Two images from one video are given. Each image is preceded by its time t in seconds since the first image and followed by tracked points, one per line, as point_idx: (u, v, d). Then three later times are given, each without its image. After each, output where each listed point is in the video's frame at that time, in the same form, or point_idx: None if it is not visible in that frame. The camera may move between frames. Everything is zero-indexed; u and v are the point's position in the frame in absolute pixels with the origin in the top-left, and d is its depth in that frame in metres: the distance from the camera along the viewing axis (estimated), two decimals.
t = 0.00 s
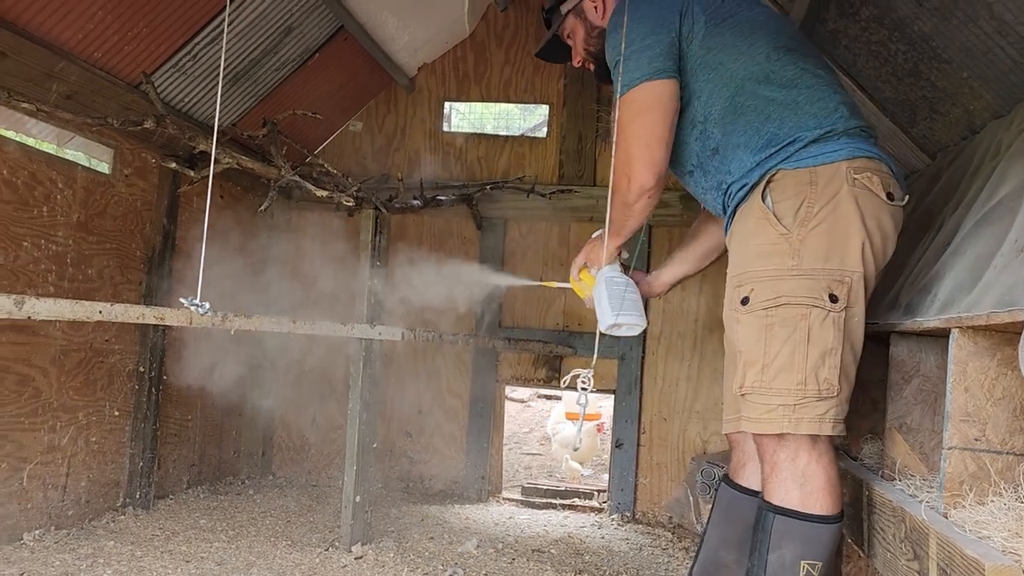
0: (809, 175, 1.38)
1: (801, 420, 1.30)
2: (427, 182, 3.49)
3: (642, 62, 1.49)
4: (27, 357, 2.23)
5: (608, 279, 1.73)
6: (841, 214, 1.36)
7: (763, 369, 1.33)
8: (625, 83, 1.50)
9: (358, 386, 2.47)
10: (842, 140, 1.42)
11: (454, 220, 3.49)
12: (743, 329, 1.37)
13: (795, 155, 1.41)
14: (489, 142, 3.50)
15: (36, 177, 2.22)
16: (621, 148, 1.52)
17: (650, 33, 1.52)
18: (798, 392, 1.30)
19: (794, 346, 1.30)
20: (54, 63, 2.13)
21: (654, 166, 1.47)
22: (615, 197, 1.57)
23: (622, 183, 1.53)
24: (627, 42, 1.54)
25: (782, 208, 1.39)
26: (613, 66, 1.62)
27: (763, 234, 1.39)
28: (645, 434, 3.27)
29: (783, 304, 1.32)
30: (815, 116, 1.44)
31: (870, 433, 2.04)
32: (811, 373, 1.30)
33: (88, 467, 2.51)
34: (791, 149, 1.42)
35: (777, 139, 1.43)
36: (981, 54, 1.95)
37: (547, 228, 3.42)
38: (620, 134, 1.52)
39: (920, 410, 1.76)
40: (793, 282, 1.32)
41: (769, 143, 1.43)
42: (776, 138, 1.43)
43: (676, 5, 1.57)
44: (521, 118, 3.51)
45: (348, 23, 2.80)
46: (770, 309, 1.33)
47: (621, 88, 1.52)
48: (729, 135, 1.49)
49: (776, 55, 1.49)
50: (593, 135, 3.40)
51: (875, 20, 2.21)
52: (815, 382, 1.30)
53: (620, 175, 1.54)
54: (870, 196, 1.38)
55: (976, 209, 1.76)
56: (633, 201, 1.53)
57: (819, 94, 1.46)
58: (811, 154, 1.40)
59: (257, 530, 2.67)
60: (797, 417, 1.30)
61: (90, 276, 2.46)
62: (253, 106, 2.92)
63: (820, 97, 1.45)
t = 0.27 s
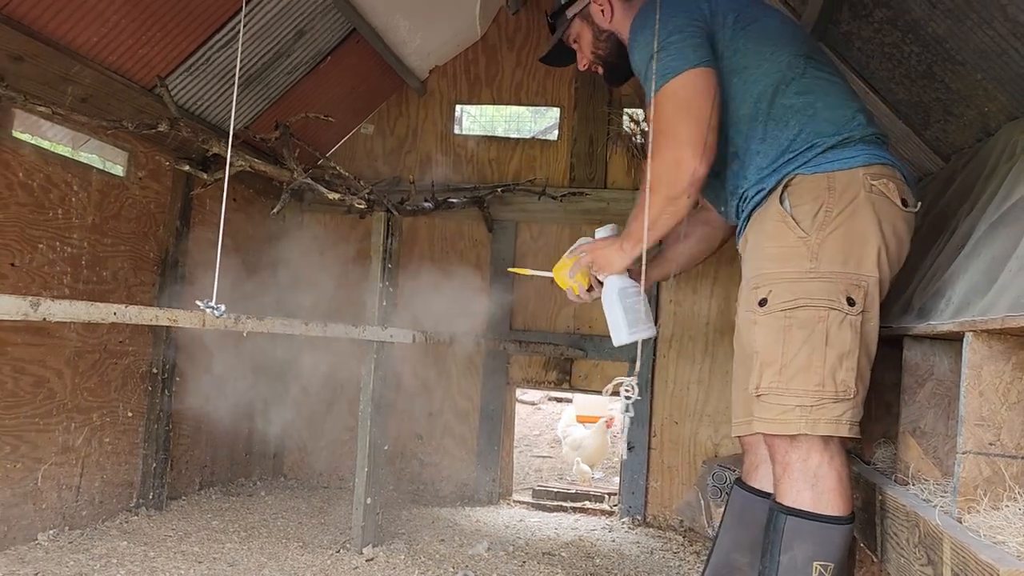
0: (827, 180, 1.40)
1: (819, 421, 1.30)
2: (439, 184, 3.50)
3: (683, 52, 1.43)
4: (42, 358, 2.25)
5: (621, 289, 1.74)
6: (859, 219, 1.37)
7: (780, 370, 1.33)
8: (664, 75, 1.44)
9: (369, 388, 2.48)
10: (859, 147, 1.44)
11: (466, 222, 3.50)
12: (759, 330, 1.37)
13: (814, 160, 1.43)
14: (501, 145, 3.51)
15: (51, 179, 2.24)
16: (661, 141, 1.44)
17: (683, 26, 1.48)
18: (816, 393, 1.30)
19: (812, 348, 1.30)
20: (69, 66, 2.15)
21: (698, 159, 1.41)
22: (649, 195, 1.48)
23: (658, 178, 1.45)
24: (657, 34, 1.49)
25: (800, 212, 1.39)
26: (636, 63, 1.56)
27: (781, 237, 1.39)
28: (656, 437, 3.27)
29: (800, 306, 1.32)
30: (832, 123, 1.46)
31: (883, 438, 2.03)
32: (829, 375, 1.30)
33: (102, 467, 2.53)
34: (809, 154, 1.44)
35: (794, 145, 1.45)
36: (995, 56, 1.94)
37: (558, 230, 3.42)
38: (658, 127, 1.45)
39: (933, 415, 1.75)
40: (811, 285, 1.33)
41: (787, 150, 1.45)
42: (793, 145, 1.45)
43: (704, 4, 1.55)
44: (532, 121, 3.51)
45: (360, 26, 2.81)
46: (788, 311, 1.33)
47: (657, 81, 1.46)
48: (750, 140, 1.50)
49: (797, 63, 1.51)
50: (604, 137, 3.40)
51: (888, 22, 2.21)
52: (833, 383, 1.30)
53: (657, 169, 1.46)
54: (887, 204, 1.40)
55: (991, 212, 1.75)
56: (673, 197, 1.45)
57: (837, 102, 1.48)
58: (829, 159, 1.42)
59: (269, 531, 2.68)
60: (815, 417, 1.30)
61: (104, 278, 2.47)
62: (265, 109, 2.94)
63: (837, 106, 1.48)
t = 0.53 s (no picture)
0: (865, 187, 1.41)
1: (854, 426, 1.30)
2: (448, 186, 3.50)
3: (748, 37, 1.35)
4: (53, 360, 2.26)
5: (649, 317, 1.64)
6: (897, 227, 1.39)
7: (817, 374, 1.32)
8: (729, 59, 1.34)
9: (378, 390, 2.48)
10: (893, 156, 1.47)
11: (474, 224, 3.50)
12: (794, 334, 1.35)
13: (852, 167, 1.45)
14: (509, 146, 3.51)
15: (62, 182, 2.25)
16: (727, 128, 1.32)
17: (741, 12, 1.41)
18: (853, 399, 1.30)
19: (850, 355, 1.30)
20: (79, 70, 2.16)
21: (772, 147, 1.29)
22: (709, 190, 1.33)
23: (723, 169, 1.31)
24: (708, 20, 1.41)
25: (838, 217, 1.39)
26: (677, 53, 1.48)
27: (818, 241, 1.38)
28: (664, 440, 3.26)
29: (840, 312, 1.32)
30: (868, 130, 1.48)
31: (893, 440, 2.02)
32: (865, 382, 1.30)
33: (112, 468, 2.54)
34: (848, 162, 1.45)
35: (829, 151, 1.47)
36: (1007, 57, 1.93)
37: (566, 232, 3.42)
38: (723, 114, 1.33)
39: (944, 418, 1.74)
40: (852, 291, 1.32)
41: (822, 155, 1.47)
42: (829, 151, 1.47)
43: None
44: (540, 123, 3.51)
45: (368, 28, 2.82)
46: (828, 316, 1.32)
47: (720, 66, 1.35)
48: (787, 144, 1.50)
49: (836, 67, 1.52)
50: (613, 139, 3.40)
51: (899, 23, 2.20)
52: (867, 390, 1.31)
53: (721, 159, 1.31)
54: (919, 214, 1.42)
55: (1002, 214, 1.74)
56: (741, 191, 1.31)
57: (872, 111, 1.51)
58: (867, 167, 1.44)
59: (277, 532, 2.69)
60: (849, 422, 1.30)
61: (115, 280, 2.48)
62: (276, 111, 2.94)
63: (872, 113, 1.50)
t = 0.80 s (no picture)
0: (896, 194, 1.43)
1: (876, 434, 1.31)
2: (454, 188, 3.51)
3: (807, 35, 1.33)
4: (60, 360, 2.27)
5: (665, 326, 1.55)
6: (922, 235, 1.42)
7: (846, 379, 1.31)
8: (789, 56, 1.32)
9: (384, 390, 2.49)
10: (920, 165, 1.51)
11: (480, 225, 3.50)
12: (823, 334, 1.33)
13: (883, 173, 1.48)
14: (516, 147, 3.51)
15: (70, 183, 2.26)
16: (789, 127, 1.30)
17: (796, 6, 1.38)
18: (878, 406, 1.31)
19: (879, 361, 1.31)
20: (87, 72, 2.17)
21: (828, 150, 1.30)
22: (764, 186, 1.30)
23: (783, 169, 1.29)
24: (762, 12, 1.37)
25: (869, 219, 1.40)
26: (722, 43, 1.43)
27: (850, 242, 1.38)
28: (670, 441, 3.26)
29: (872, 315, 1.32)
30: (897, 137, 1.51)
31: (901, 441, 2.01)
32: (890, 389, 1.32)
33: (118, 468, 2.55)
34: (880, 167, 1.48)
35: (860, 156, 1.49)
36: (1014, 59, 1.93)
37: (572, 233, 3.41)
38: (783, 113, 1.31)
39: (950, 419, 1.74)
40: (882, 295, 1.33)
41: (852, 159, 1.49)
42: (860, 156, 1.49)
43: None
44: (546, 124, 3.51)
45: (375, 29, 2.82)
46: (859, 319, 1.32)
47: (779, 62, 1.32)
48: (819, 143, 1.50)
49: (871, 69, 1.53)
50: (619, 140, 3.40)
51: (905, 24, 2.20)
52: (889, 398, 1.32)
53: (781, 158, 1.29)
54: (940, 223, 1.46)
55: (1009, 215, 1.74)
56: (798, 192, 1.30)
57: (901, 117, 1.54)
58: (899, 174, 1.47)
59: (283, 532, 2.69)
60: (872, 430, 1.31)
61: (122, 280, 2.49)
62: (283, 111, 2.95)
63: (901, 119, 1.53)
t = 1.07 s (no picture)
0: (921, 196, 1.44)
1: (891, 442, 1.31)
2: (457, 187, 3.51)
3: (846, 33, 1.26)
4: (64, 358, 2.28)
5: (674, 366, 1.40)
6: (943, 240, 1.43)
7: (867, 385, 1.30)
8: (825, 57, 1.24)
9: (387, 389, 2.49)
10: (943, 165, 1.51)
11: (483, 224, 3.50)
12: (847, 336, 1.33)
13: (911, 173, 1.47)
14: (519, 146, 3.52)
15: (74, 181, 2.27)
16: (822, 136, 1.22)
17: None
18: (897, 414, 1.31)
19: (901, 367, 1.31)
20: (91, 70, 2.17)
21: (859, 163, 1.23)
22: (796, 198, 1.20)
23: (813, 182, 1.20)
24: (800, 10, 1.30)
25: (897, 220, 1.40)
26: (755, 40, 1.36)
27: (878, 244, 1.38)
28: (673, 440, 3.26)
29: (897, 321, 1.32)
30: (922, 135, 1.51)
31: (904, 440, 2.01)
32: (909, 397, 1.32)
33: (122, 466, 2.55)
34: (908, 167, 1.47)
35: (891, 154, 1.47)
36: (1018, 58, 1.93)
37: (576, 232, 3.41)
38: (815, 119, 1.23)
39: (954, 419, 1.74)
40: (907, 299, 1.33)
41: (881, 157, 1.47)
42: (890, 153, 1.47)
43: None
44: (549, 122, 3.51)
45: (379, 28, 2.82)
46: (886, 322, 1.32)
47: (814, 64, 1.24)
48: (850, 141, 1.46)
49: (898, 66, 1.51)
50: (622, 139, 3.40)
51: (909, 23, 2.19)
52: (907, 407, 1.32)
53: (812, 169, 1.21)
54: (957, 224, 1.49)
55: (1013, 215, 1.74)
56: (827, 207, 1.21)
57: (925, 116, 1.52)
58: (927, 175, 1.47)
59: (286, 530, 2.70)
60: (888, 438, 1.30)
61: (126, 279, 2.50)
62: (287, 109, 2.95)
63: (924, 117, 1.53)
